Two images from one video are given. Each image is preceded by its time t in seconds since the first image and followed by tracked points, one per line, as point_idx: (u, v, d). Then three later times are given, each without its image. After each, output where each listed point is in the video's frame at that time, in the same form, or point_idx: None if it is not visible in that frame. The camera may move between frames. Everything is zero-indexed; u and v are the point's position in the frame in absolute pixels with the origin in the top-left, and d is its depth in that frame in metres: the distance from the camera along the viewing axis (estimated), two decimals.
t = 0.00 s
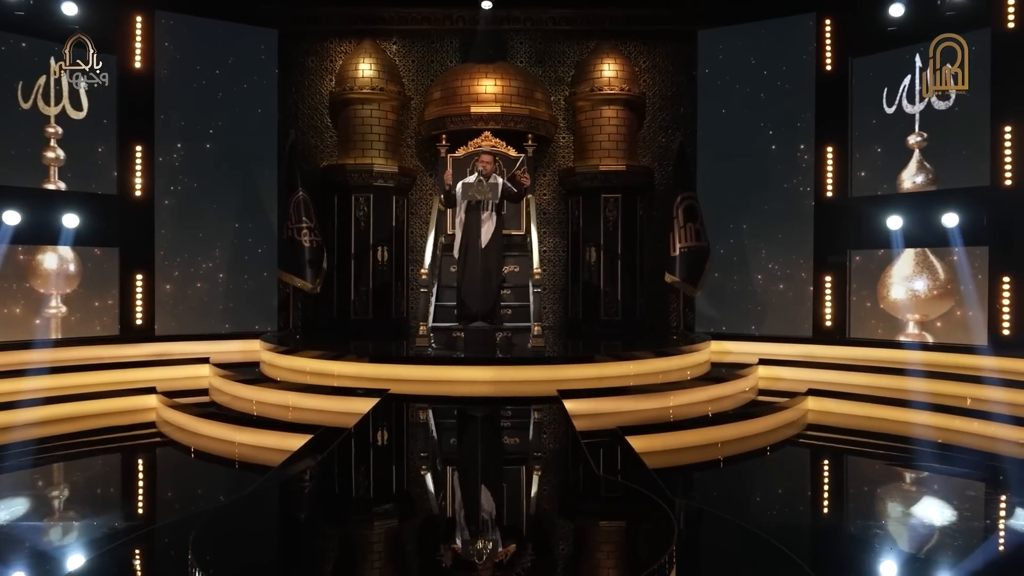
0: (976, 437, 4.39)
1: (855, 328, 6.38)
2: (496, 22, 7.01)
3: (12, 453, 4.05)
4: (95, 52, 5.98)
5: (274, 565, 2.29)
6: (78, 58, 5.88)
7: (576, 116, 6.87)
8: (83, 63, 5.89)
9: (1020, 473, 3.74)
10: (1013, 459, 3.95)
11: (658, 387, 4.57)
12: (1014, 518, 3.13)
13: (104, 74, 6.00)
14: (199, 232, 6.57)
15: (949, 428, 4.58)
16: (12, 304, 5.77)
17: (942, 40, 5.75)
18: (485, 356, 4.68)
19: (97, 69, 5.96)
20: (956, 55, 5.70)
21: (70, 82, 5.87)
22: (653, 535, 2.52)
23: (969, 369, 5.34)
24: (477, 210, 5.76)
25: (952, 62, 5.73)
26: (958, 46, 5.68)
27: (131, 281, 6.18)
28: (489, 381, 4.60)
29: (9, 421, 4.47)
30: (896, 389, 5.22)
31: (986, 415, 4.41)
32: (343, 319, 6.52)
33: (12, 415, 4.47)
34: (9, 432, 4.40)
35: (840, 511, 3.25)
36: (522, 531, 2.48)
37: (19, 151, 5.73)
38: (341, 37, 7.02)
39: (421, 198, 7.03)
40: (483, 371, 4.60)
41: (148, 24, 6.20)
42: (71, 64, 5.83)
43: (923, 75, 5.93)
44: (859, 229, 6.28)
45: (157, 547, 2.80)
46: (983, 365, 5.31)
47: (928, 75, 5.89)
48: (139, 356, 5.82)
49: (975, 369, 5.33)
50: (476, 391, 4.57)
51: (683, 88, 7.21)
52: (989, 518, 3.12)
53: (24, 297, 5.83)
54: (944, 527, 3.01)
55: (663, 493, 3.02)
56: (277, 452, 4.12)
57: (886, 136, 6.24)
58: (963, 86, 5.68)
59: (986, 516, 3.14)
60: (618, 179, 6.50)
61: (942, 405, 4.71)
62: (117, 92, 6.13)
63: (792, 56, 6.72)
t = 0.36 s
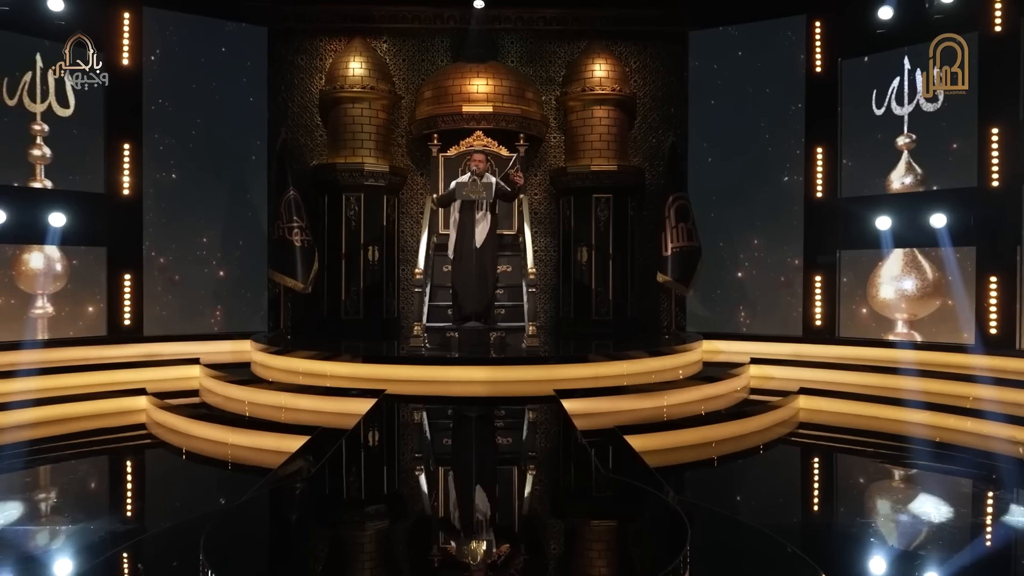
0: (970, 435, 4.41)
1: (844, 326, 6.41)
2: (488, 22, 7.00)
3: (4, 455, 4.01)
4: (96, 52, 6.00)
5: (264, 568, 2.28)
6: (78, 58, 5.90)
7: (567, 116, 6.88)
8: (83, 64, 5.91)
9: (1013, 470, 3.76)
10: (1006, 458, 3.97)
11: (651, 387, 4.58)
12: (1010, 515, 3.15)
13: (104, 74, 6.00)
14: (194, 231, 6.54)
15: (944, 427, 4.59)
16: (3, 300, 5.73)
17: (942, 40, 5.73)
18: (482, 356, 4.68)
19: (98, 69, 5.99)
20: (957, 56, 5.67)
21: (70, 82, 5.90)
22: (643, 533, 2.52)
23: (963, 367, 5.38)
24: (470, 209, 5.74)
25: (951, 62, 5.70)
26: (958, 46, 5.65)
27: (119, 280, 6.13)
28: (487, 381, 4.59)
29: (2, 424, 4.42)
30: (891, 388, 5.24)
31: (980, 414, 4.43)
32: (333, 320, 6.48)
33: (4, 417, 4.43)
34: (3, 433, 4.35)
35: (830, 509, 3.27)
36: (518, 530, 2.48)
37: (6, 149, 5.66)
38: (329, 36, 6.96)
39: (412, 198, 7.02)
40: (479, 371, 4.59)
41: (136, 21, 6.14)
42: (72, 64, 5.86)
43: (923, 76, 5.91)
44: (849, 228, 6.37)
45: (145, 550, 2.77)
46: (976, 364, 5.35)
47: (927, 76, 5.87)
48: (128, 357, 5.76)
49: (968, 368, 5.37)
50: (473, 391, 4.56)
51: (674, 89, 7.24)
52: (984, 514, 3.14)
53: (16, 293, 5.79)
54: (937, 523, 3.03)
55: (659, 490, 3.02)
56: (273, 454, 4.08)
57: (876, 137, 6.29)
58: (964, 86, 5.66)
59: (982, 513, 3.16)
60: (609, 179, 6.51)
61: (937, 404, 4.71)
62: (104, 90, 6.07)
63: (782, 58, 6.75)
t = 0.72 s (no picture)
0: (964, 434, 4.44)
1: (833, 325, 6.43)
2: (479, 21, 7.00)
3: None
4: (98, 52, 5.95)
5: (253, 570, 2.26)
6: (78, 58, 5.86)
7: (557, 116, 6.88)
8: (83, 63, 5.88)
9: (1006, 469, 3.79)
10: (997, 456, 4.00)
11: (644, 387, 4.58)
12: (1009, 512, 3.17)
13: (104, 74, 5.97)
14: (181, 230, 6.49)
15: (941, 426, 4.61)
16: None
17: (942, 40, 5.66)
18: (478, 356, 4.65)
19: (98, 69, 5.94)
20: (956, 56, 5.59)
21: (70, 81, 5.88)
22: (633, 532, 2.52)
23: (956, 366, 5.42)
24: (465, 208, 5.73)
25: (951, 61, 5.62)
26: (958, 46, 5.59)
27: (105, 280, 6.05)
28: (482, 382, 4.58)
29: None
30: (885, 387, 5.26)
31: (976, 413, 4.45)
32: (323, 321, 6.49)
33: None
34: None
35: (819, 507, 3.29)
36: (511, 529, 2.48)
37: None
38: (317, 33, 6.96)
39: (401, 197, 7.00)
40: (475, 371, 4.58)
41: (122, 16, 6.06)
42: (71, 64, 5.82)
43: (924, 75, 5.86)
44: (839, 229, 6.39)
45: (131, 556, 2.74)
46: (967, 363, 5.40)
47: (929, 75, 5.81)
48: (115, 358, 5.69)
49: (960, 367, 5.41)
50: (467, 391, 4.55)
51: (663, 89, 7.30)
52: (983, 513, 3.16)
53: None
54: (935, 521, 3.05)
55: (653, 487, 3.01)
56: (267, 455, 4.06)
57: (863, 138, 6.34)
58: (963, 86, 5.56)
59: (983, 511, 3.18)
60: (600, 179, 6.52)
61: (933, 403, 4.74)
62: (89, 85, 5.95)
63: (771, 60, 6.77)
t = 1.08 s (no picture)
0: (958, 433, 4.49)
1: (821, 324, 6.48)
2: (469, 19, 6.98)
3: None
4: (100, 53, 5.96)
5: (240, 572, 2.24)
6: (78, 58, 5.87)
7: (547, 116, 6.88)
8: (84, 64, 5.89)
9: (997, 466, 3.83)
10: (986, 454, 4.04)
11: (635, 386, 4.59)
12: (1005, 507, 3.22)
13: (104, 74, 5.95)
14: (169, 230, 6.45)
15: (935, 425, 4.66)
16: None
17: (942, 39, 5.65)
18: (474, 356, 4.66)
19: (99, 70, 5.95)
20: (957, 55, 5.60)
21: (71, 81, 5.88)
22: (623, 531, 2.51)
23: (945, 365, 5.48)
24: (458, 208, 5.71)
25: (952, 61, 5.62)
26: (958, 46, 5.60)
27: (90, 280, 5.98)
28: (476, 382, 4.57)
29: None
30: (877, 386, 5.30)
31: (968, 411, 4.51)
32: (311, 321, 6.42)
33: None
34: None
35: (808, 504, 3.30)
36: (502, 529, 2.48)
37: None
38: (306, 31, 6.92)
39: (390, 196, 6.98)
40: (469, 371, 4.57)
41: (107, 12, 6.00)
42: (72, 64, 5.83)
43: (923, 76, 5.83)
44: (828, 228, 6.40)
45: (116, 561, 2.70)
46: (958, 362, 5.45)
47: (927, 75, 5.78)
48: (101, 359, 5.62)
49: (950, 365, 5.47)
50: (460, 391, 4.54)
51: (651, 90, 7.32)
52: (981, 509, 3.20)
53: None
54: (932, 517, 3.10)
55: (645, 485, 3.01)
56: (259, 457, 4.02)
57: (850, 140, 6.40)
58: (962, 87, 5.56)
59: (980, 507, 3.23)
60: (590, 179, 6.53)
61: (926, 402, 4.78)
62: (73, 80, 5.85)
63: (760, 62, 6.82)
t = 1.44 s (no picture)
0: (948, 429, 4.53)
1: (808, 322, 6.55)
2: (459, 18, 6.96)
3: None
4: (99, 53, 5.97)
5: None
6: (78, 58, 5.86)
7: (536, 116, 6.89)
8: (84, 64, 5.87)
9: (984, 462, 3.88)
10: (975, 451, 4.09)
11: (626, 386, 4.59)
12: (997, 501, 3.28)
13: (105, 74, 5.98)
14: (154, 229, 6.38)
15: (926, 422, 4.69)
16: None
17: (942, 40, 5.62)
18: (467, 355, 4.64)
19: (99, 69, 5.95)
20: (957, 55, 5.59)
21: (71, 81, 5.88)
22: (611, 532, 2.50)
23: (933, 363, 5.53)
24: (450, 207, 5.70)
25: (952, 61, 5.61)
26: (959, 46, 5.60)
27: (73, 280, 5.90)
28: (469, 381, 4.56)
29: None
30: (870, 385, 5.35)
31: (958, 409, 4.55)
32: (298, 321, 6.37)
33: None
34: None
35: (796, 502, 3.32)
36: (492, 528, 2.49)
37: None
38: (293, 28, 6.86)
39: (378, 195, 6.95)
40: (462, 370, 4.56)
41: (91, 7, 5.94)
42: (73, 65, 5.81)
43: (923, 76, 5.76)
44: (813, 228, 6.52)
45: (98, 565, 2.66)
46: (946, 360, 5.50)
47: (927, 76, 5.73)
48: (85, 359, 5.55)
49: (938, 363, 5.52)
50: (453, 391, 4.52)
51: (639, 90, 7.33)
52: (976, 503, 3.25)
53: None
54: (927, 512, 3.15)
55: (633, 483, 3.01)
56: (251, 458, 3.98)
57: (836, 140, 6.46)
58: (964, 87, 5.58)
59: (974, 500, 3.28)
60: (579, 179, 6.53)
61: (917, 400, 4.81)
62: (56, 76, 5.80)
63: (748, 63, 6.86)
